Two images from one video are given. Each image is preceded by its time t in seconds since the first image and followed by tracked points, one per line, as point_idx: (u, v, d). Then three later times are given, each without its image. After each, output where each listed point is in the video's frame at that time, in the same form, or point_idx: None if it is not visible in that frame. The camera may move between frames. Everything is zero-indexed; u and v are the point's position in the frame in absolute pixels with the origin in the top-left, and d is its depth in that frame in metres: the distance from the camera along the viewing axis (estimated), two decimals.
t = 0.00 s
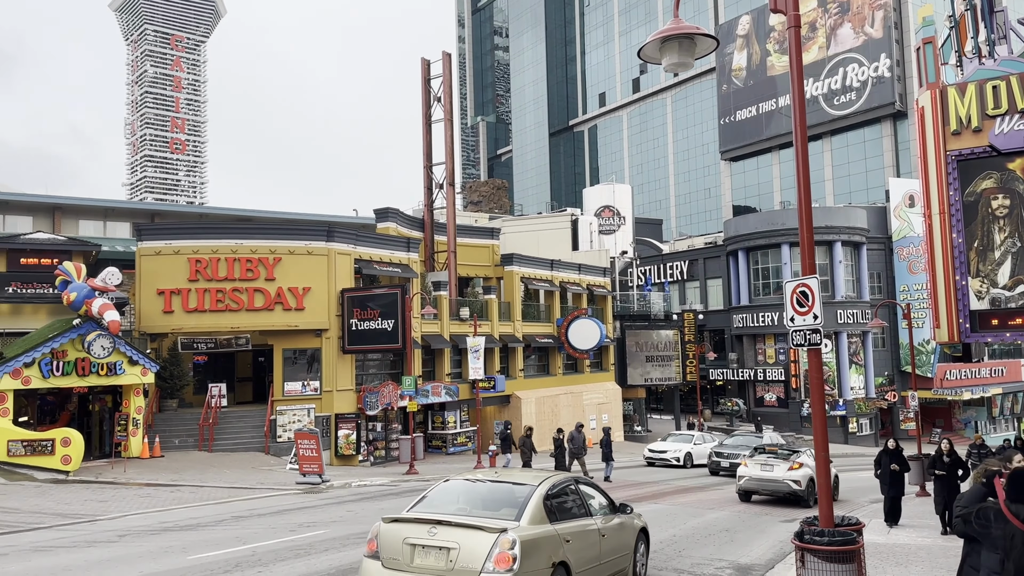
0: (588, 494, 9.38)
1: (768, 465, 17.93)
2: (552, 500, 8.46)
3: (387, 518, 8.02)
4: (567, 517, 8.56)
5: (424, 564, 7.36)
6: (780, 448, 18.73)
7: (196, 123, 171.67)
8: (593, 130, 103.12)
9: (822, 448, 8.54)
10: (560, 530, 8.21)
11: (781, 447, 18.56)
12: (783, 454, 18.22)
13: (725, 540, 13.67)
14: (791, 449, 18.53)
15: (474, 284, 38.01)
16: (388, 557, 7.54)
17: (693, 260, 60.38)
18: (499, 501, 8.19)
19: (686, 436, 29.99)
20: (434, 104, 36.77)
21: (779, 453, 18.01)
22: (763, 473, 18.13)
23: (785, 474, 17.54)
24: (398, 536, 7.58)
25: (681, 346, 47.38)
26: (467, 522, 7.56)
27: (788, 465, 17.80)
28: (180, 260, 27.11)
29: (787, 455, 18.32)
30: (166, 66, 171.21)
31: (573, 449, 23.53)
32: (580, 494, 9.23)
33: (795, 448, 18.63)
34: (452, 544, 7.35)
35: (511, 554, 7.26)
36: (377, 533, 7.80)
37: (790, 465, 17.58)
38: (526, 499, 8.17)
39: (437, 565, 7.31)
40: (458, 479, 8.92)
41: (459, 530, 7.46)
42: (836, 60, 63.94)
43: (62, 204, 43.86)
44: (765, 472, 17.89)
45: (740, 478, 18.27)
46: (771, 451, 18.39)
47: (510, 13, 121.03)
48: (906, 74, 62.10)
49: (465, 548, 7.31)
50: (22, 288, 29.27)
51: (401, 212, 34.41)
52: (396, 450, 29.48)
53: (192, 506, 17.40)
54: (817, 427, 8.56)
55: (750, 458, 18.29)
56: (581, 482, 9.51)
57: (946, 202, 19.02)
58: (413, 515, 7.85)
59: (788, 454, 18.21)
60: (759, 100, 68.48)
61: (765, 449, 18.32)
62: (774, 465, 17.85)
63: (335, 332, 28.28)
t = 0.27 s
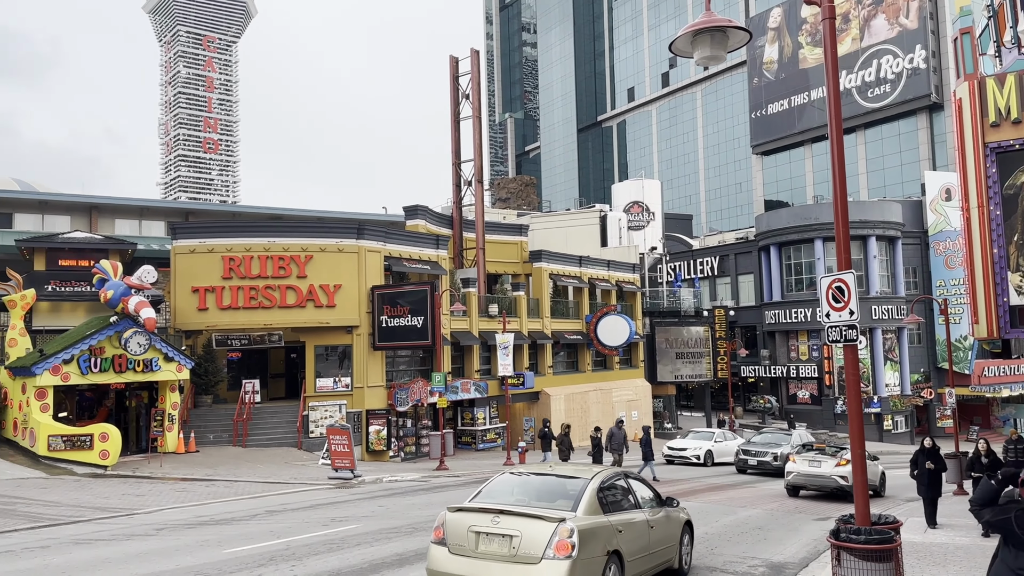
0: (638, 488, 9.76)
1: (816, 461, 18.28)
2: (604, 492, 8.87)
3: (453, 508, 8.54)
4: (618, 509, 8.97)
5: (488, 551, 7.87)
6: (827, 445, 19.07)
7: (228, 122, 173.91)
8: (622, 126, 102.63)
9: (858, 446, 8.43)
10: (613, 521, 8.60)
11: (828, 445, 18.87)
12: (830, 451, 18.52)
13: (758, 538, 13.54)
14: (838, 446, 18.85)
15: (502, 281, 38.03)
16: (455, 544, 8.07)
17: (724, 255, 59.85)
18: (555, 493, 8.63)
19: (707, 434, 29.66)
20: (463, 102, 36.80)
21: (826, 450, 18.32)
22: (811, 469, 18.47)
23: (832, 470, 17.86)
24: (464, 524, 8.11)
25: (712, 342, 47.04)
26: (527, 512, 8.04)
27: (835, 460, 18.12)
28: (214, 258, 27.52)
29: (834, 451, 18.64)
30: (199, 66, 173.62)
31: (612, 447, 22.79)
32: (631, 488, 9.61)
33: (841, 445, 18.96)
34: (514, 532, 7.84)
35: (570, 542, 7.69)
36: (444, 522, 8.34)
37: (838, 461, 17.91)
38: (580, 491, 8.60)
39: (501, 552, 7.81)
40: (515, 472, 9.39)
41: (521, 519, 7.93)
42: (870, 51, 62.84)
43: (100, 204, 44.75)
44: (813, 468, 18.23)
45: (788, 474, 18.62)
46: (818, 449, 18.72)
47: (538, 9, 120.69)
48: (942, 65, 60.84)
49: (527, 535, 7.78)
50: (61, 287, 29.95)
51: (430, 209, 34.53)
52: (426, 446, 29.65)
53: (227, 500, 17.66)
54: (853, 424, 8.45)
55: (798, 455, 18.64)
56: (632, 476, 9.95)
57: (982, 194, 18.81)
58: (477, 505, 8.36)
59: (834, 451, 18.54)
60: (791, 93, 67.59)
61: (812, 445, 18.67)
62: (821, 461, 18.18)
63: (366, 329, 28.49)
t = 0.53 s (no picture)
0: (684, 482, 10.00)
1: (866, 458, 18.65)
2: (654, 486, 9.12)
3: (510, 499, 8.91)
4: (668, 503, 9.22)
5: (545, 541, 8.24)
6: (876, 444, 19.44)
7: (261, 121, 175.94)
8: (652, 121, 101.98)
9: (896, 444, 8.29)
10: (663, 514, 8.86)
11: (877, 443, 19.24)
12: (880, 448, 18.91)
13: (793, 536, 13.40)
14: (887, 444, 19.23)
15: (532, 278, 38.01)
16: (513, 534, 8.46)
17: (756, 251, 59.23)
18: (606, 486, 8.91)
19: (730, 432, 29.37)
20: (492, 99, 36.86)
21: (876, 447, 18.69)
22: (861, 466, 18.82)
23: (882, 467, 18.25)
24: (521, 515, 8.49)
25: (745, 340, 46.71)
26: (582, 504, 8.38)
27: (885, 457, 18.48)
28: (248, 256, 27.90)
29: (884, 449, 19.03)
30: (232, 67, 175.84)
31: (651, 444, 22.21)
32: (678, 482, 9.86)
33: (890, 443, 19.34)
34: (570, 523, 8.19)
35: (623, 533, 8.00)
36: (501, 513, 8.72)
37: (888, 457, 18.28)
38: (631, 485, 8.87)
39: (558, 542, 8.18)
40: (568, 467, 9.72)
41: (577, 511, 8.27)
42: (906, 43, 61.65)
43: (136, 203, 45.57)
44: (863, 464, 18.60)
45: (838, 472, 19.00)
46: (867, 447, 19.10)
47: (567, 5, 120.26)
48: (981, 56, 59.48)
49: (583, 526, 8.13)
50: (100, 284, 30.53)
51: (460, 206, 34.66)
52: (456, 443, 29.66)
53: (261, 494, 17.91)
54: (891, 422, 8.32)
55: (847, 452, 19.02)
56: (680, 470, 10.22)
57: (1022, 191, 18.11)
58: (533, 497, 8.71)
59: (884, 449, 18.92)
60: (824, 86, 66.56)
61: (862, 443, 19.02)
62: (871, 458, 18.54)
63: (397, 326, 28.68)
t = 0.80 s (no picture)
0: (734, 479, 10.16)
1: (922, 457, 18.91)
2: (706, 481, 9.31)
3: (567, 493, 9.20)
4: (720, 498, 9.40)
5: (602, 533, 8.50)
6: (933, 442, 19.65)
7: (296, 121, 177.74)
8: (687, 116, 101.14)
9: (939, 444, 8.13)
10: (715, 509, 9.03)
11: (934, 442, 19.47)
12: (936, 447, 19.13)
13: (831, 536, 13.20)
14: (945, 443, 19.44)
15: (565, 275, 37.91)
16: (570, 526, 8.74)
17: (793, 247, 58.43)
18: (659, 482, 9.09)
19: (758, 431, 28.91)
20: (524, 96, 36.79)
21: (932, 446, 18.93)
22: (917, 464, 19.08)
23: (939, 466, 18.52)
24: (578, 508, 8.77)
25: (782, 337, 46.18)
26: (637, 498, 8.62)
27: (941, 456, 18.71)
28: (284, 254, 28.28)
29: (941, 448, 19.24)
30: (268, 68, 177.84)
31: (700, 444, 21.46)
32: (728, 478, 10.02)
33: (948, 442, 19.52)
34: (626, 516, 8.44)
35: (678, 526, 8.22)
36: (559, 505, 9.02)
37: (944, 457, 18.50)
38: (684, 480, 9.05)
39: (614, 534, 8.43)
40: (618, 462, 9.93)
41: (633, 504, 8.51)
42: (947, 34, 60.09)
43: (175, 203, 46.34)
44: (919, 463, 18.86)
45: (894, 469, 19.31)
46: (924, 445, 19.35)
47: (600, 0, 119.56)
48: None
49: (638, 520, 8.37)
50: (141, 283, 31.04)
51: (493, 204, 34.73)
52: (490, 440, 29.87)
53: (298, 490, 18.13)
54: (934, 423, 8.16)
55: (904, 451, 19.30)
56: (731, 467, 10.40)
57: None
58: (590, 490, 8.98)
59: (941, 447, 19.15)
60: (863, 79, 65.29)
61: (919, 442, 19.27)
62: (927, 457, 18.79)
63: (430, 323, 28.82)
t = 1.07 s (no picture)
0: (780, 477, 10.32)
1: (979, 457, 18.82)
2: (754, 480, 9.51)
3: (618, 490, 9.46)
4: (768, 495, 9.60)
5: (654, 528, 8.76)
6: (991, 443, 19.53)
7: (330, 122, 179.40)
8: (721, 112, 100.18)
9: (983, 445, 7.95)
10: (763, 507, 9.24)
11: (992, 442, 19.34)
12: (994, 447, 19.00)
13: (870, 538, 12.99)
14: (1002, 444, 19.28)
15: (597, 273, 37.77)
16: (623, 521, 9.01)
17: (830, 245, 57.56)
18: (709, 479, 9.31)
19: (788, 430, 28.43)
20: (556, 94, 36.74)
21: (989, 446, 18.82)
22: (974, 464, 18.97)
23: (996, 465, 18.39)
24: (630, 505, 9.03)
25: (819, 336, 45.53)
26: (688, 494, 8.86)
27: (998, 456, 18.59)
28: (319, 254, 28.61)
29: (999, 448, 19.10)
30: (302, 69, 179.71)
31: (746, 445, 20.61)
32: (775, 476, 10.18)
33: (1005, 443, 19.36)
34: (677, 512, 8.68)
35: (729, 523, 8.45)
36: (611, 501, 9.29)
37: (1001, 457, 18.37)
38: (733, 478, 9.26)
39: (666, 530, 8.69)
40: (663, 461, 10.17)
41: (684, 501, 8.75)
42: (990, 26, 58.57)
43: (213, 203, 47.04)
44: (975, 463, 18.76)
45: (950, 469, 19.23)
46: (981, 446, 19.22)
47: None
48: None
49: (689, 516, 8.62)
50: (180, 283, 31.59)
51: (524, 202, 34.78)
52: (523, 438, 29.55)
53: (334, 486, 18.32)
54: (979, 423, 7.98)
55: (960, 451, 19.22)
56: (778, 466, 10.58)
57: None
58: (642, 487, 9.23)
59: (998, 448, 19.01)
60: (901, 73, 63.94)
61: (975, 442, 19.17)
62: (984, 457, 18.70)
63: (463, 322, 28.91)
